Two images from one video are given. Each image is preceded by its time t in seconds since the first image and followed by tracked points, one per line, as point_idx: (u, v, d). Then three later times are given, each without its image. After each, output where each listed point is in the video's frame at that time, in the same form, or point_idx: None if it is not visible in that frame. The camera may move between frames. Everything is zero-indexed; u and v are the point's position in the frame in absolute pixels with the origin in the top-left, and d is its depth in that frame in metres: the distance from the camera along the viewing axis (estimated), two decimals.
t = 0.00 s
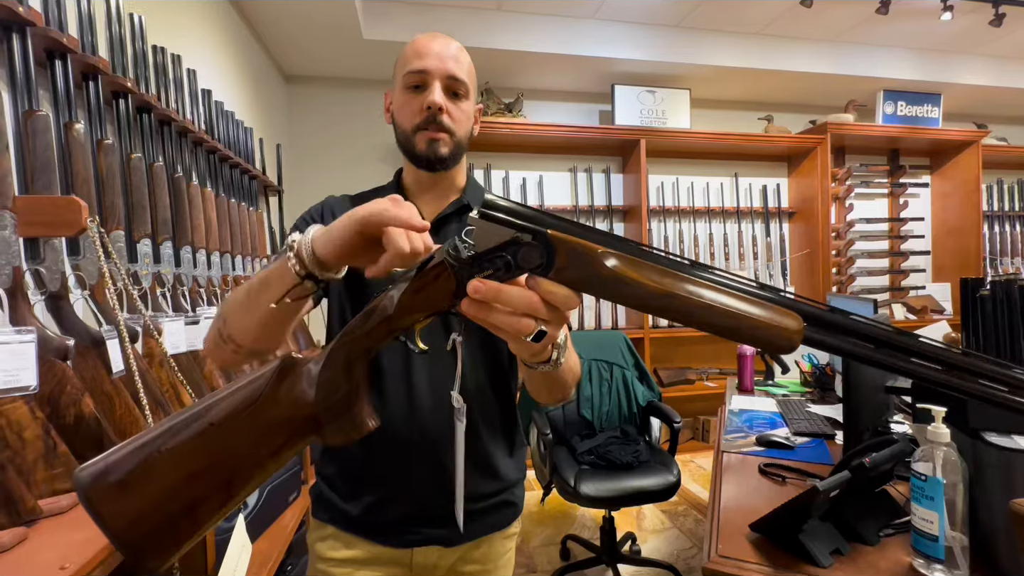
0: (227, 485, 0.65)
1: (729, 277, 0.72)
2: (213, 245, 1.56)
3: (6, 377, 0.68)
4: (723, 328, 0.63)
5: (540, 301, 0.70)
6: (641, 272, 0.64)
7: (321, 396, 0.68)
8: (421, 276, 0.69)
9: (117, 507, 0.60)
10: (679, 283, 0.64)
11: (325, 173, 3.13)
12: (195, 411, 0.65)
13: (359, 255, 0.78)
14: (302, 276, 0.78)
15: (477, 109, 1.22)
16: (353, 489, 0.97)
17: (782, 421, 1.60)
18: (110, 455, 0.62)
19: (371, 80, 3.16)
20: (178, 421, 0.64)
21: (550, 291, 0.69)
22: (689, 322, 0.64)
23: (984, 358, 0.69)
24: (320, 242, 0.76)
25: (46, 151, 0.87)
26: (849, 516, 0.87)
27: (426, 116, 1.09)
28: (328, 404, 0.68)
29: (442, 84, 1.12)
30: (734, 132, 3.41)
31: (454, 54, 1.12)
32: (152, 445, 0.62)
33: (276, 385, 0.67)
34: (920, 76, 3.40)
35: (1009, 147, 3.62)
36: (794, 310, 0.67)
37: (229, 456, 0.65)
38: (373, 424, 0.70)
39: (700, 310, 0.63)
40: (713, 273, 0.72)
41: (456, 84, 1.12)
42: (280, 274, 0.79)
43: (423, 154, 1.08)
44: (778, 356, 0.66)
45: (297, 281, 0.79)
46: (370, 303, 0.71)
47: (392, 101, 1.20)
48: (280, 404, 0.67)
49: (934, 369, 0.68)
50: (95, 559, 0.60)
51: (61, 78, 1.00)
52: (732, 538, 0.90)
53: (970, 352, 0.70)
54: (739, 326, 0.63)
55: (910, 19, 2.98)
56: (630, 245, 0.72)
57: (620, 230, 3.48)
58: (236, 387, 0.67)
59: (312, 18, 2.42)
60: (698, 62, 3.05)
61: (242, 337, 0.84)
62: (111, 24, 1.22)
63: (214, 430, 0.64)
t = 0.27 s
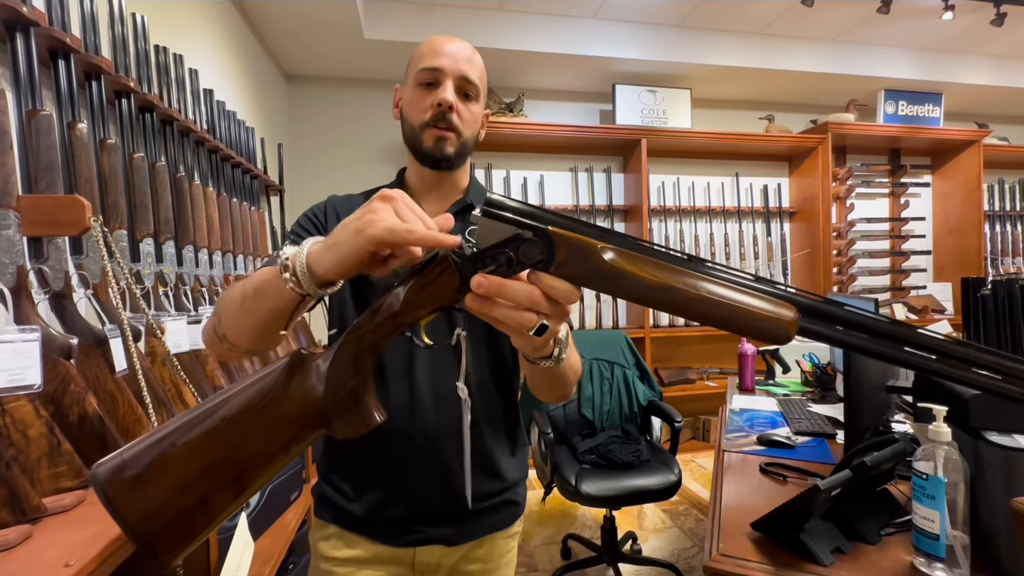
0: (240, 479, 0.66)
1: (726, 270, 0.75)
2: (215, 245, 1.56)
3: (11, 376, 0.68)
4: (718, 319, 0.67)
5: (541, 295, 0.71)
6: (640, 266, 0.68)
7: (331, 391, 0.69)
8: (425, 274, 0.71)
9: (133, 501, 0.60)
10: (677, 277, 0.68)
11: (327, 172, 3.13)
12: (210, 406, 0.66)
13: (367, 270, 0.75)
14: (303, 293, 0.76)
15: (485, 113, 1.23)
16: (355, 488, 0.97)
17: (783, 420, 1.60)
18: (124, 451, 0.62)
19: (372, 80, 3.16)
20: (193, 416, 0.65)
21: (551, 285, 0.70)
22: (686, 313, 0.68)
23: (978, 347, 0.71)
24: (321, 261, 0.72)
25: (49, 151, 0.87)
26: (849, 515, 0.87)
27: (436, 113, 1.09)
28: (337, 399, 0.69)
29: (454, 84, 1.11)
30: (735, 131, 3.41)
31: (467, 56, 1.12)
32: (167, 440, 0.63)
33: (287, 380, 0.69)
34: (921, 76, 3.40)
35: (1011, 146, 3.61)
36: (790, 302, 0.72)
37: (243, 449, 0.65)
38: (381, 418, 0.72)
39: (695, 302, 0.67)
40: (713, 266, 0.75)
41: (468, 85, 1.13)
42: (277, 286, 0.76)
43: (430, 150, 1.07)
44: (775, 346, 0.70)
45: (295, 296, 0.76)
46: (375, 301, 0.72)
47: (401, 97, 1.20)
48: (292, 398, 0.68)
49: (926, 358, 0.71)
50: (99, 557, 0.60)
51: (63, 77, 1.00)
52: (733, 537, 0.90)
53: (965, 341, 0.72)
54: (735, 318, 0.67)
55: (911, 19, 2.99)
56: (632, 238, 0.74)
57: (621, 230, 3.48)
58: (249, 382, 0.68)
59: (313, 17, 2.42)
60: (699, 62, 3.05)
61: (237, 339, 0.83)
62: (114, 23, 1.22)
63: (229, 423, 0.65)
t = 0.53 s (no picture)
0: (243, 477, 0.66)
1: (725, 266, 0.75)
2: (216, 244, 1.56)
3: (12, 374, 0.68)
4: (714, 313, 0.68)
5: (540, 291, 0.71)
6: (635, 261, 0.69)
7: (332, 388, 0.69)
8: (427, 271, 0.71)
9: (137, 500, 0.61)
10: (676, 273, 0.68)
11: (327, 172, 3.13)
12: (213, 404, 0.67)
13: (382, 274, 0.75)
14: (317, 301, 0.76)
15: (486, 114, 1.23)
16: (355, 487, 0.98)
17: (784, 419, 1.60)
18: (128, 450, 0.62)
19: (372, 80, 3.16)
20: (197, 414, 0.65)
21: (549, 281, 0.70)
22: (683, 308, 0.69)
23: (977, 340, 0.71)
24: (337, 271, 0.72)
25: (50, 150, 0.87)
26: (849, 514, 0.87)
27: (438, 112, 1.09)
28: (339, 396, 0.69)
29: (457, 84, 1.11)
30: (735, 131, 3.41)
31: (471, 57, 1.12)
32: (171, 438, 0.64)
33: (290, 378, 0.69)
34: (921, 76, 3.39)
35: (1012, 146, 3.61)
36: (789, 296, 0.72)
37: (246, 447, 0.66)
38: (382, 416, 0.72)
39: (692, 297, 0.68)
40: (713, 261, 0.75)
41: (470, 86, 1.13)
42: (289, 295, 0.76)
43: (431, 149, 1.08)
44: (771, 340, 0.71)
45: (309, 304, 0.76)
46: (376, 298, 0.73)
47: (403, 95, 1.19)
48: (295, 396, 0.68)
49: (921, 351, 0.71)
50: (101, 555, 0.60)
51: (65, 76, 1.00)
52: (732, 536, 0.90)
53: (961, 334, 0.71)
54: (733, 313, 0.68)
55: (912, 18, 2.98)
56: (631, 233, 0.74)
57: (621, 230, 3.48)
58: (252, 380, 0.69)
59: (313, 16, 2.42)
60: (700, 61, 3.05)
61: (248, 345, 0.84)
62: (115, 22, 1.22)
63: (232, 421, 0.66)
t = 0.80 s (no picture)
0: (240, 471, 0.66)
1: (722, 266, 0.74)
2: (215, 243, 1.56)
3: (12, 373, 0.68)
4: (711, 313, 0.68)
5: (539, 289, 0.71)
6: (632, 259, 0.69)
7: (331, 383, 0.69)
8: (426, 267, 0.70)
9: (134, 494, 0.61)
10: (672, 270, 0.68)
11: (327, 171, 3.13)
12: (208, 400, 0.67)
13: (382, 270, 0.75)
14: (317, 296, 0.76)
15: (487, 114, 1.23)
16: (353, 487, 0.97)
17: (783, 419, 1.60)
18: (125, 445, 0.62)
19: (372, 79, 3.16)
20: (193, 409, 0.66)
21: (548, 279, 0.70)
22: (679, 307, 0.69)
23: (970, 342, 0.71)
24: (339, 266, 0.72)
25: (49, 148, 0.87)
26: (849, 514, 0.87)
27: (440, 112, 1.08)
28: (337, 391, 0.69)
29: (459, 84, 1.11)
30: (736, 131, 3.40)
31: (473, 58, 1.12)
32: (167, 432, 0.64)
33: (288, 373, 0.69)
34: (922, 76, 3.39)
35: (1012, 146, 3.60)
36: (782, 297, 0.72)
37: (243, 442, 0.66)
38: (380, 412, 0.71)
39: (689, 297, 0.68)
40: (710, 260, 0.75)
41: (473, 87, 1.12)
42: (290, 292, 0.76)
43: (431, 150, 1.07)
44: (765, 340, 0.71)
45: (310, 299, 0.76)
46: (376, 293, 0.72)
47: (405, 94, 1.19)
48: (293, 391, 0.68)
49: (915, 353, 0.71)
50: (99, 553, 0.61)
51: (64, 75, 1.00)
52: (732, 535, 0.90)
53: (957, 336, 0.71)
54: (729, 312, 0.68)
55: (913, 18, 2.98)
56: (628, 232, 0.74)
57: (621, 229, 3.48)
58: (249, 375, 0.69)
59: (313, 15, 2.42)
60: (700, 61, 3.05)
61: (247, 342, 0.83)
62: (115, 22, 1.22)
63: (229, 416, 0.66)
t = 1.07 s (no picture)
0: (238, 466, 0.65)
1: (724, 268, 0.74)
2: (214, 242, 1.55)
3: (6, 372, 0.68)
4: (712, 316, 0.67)
5: (541, 289, 0.70)
6: (635, 260, 0.68)
7: (330, 379, 0.68)
8: (428, 265, 0.69)
9: (130, 487, 0.60)
10: (675, 272, 0.67)
11: (327, 170, 3.12)
12: (207, 394, 0.66)
13: (383, 267, 0.74)
14: (318, 293, 0.75)
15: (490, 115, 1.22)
16: (351, 487, 0.97)
17: (785, 419, 1.60)
18: (123, 437, 0.62)
19: (372, 78, 3.15)
20: (191, 402, 0.65)
21: (551, 279, 0.69)
22: (681, 309, 0.68)
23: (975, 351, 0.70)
24: (339, 263, 0.71)
25: (46, 145, 0.86)
26: (852, 515, 0.86)
27: (443, 111, 1.08)
28: (337, 387, 0.68)
29: (463, 84, 1.10)
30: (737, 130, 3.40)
31: (477, 57, 1.11)
32: (165, 425, 0.63)
33: (287, 368, 0.68)
34: (923, 75, 3.38)
35: (1013, 145, 3.60)
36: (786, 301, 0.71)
37: (241, 437, 0.65)
38: (379, 408, 0.70)
39: (690, 299, 0.67)
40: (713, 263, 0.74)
41: (477, 87, 1.12)
42: (289, 289, 0.75)
43: (433, 149, 1.07)
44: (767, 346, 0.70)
45: (310, 296, 0.76)
46: (378, 289, 0.71)
47: (408, 92, 1.18)
48: (292, 386, 0.67)
49: (919, 361, 0.71)
50: (95, 554, 0.60)
51: (61, 72, 0.99)
52: (734, 537, 0.89)
53: (960, 346, 0.71)
54: (731, 316, 0.67)
55: (914, 17, 2.97)
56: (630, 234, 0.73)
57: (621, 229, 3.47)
58: (248, 370, 0.68)
59: (313, 14, 2.41)
60: (701, 60, 3.04)
61: (245, 339, 0.82)
62: (112, 20, 1.22)
63: (226, 410, 0.65)
